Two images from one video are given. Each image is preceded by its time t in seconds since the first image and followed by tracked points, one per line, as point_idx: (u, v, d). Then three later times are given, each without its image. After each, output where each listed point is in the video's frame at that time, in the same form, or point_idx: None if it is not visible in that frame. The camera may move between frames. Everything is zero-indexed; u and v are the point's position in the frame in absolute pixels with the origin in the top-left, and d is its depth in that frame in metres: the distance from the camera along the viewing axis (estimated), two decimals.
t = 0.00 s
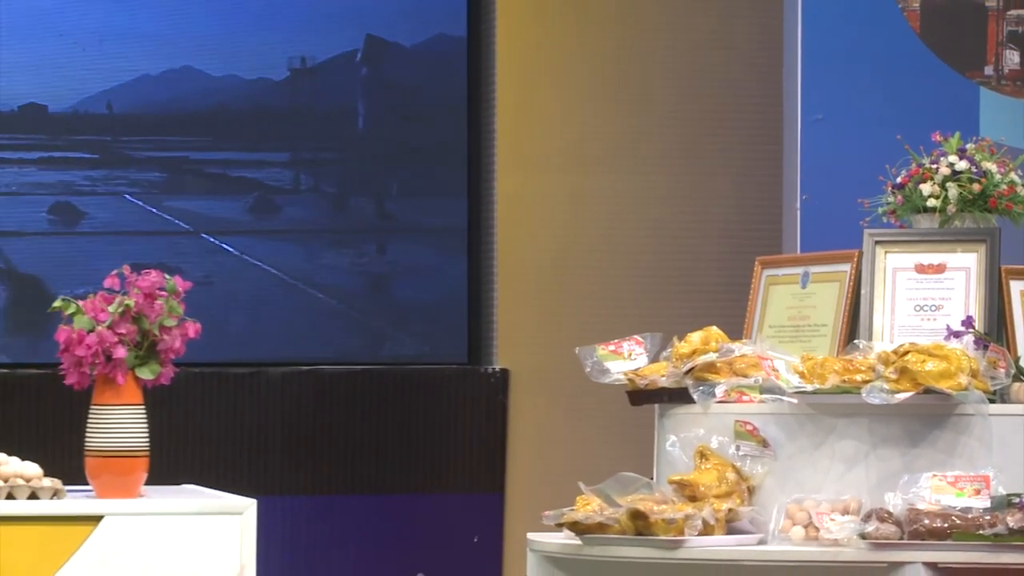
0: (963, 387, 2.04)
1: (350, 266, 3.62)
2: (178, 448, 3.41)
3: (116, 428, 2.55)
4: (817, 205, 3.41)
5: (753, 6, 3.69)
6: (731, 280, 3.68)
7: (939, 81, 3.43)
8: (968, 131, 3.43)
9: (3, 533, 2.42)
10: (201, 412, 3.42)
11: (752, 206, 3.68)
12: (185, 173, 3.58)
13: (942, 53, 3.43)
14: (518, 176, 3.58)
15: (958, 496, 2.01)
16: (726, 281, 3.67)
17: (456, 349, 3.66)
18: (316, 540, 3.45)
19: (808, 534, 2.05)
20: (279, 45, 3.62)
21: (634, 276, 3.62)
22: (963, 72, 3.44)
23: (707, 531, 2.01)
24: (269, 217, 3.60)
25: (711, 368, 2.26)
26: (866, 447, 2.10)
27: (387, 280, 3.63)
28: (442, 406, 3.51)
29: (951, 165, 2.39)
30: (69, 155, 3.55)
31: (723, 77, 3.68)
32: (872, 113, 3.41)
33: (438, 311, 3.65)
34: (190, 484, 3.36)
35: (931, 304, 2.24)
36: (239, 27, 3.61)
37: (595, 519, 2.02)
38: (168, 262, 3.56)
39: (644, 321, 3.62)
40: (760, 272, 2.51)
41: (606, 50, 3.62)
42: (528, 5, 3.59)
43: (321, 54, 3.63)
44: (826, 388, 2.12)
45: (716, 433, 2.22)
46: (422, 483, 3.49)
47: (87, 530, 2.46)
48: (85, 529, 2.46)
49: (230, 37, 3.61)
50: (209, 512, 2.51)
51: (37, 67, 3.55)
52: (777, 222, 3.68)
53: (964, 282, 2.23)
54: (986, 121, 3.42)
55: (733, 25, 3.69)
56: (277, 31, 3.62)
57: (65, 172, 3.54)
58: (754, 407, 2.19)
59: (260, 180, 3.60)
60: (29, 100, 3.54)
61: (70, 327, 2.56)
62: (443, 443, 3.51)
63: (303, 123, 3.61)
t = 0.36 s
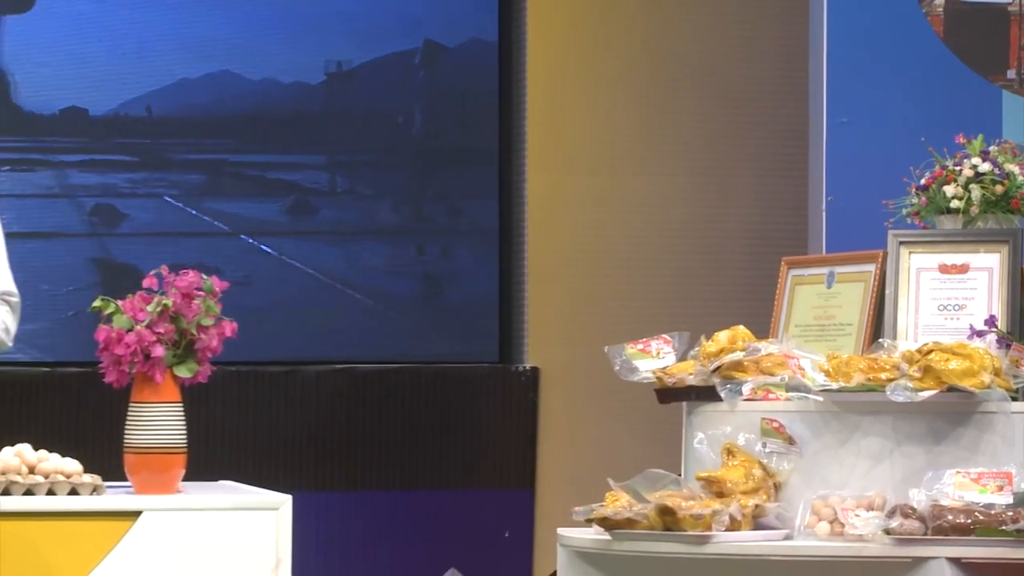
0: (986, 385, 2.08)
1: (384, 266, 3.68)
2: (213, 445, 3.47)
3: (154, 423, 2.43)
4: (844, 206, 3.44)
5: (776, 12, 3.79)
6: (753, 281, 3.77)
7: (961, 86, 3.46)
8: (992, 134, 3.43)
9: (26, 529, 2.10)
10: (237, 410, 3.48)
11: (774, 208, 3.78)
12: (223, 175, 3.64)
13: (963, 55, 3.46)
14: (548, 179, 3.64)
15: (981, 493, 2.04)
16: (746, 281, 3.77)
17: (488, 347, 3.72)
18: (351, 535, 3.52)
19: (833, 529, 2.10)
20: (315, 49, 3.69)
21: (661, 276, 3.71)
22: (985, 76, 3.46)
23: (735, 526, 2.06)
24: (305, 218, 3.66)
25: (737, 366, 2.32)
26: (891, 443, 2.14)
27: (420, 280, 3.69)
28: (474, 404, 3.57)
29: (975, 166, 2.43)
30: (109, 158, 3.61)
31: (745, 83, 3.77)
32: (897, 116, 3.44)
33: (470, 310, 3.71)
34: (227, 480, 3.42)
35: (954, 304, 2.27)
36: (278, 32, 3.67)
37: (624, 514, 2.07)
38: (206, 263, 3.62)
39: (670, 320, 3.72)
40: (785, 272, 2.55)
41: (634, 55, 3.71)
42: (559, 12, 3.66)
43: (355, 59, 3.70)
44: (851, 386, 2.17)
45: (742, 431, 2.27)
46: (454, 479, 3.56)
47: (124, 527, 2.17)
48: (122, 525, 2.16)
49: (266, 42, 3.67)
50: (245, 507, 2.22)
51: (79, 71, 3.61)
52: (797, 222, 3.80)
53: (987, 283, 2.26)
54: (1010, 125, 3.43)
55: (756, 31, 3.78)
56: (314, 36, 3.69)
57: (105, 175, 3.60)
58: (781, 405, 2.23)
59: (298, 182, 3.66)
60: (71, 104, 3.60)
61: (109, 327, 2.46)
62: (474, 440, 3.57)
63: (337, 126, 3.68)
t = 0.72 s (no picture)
0: (1005, 384, 2.14)
1: (415, 266, 3.75)
2: (246, 442, 3.55)
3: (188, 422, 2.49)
4: (864, 208, 3.48)
5: (799, 17, 3.84)
6: (777, 281, 3.82)
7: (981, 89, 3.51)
8: (1010, 136, 3.51)
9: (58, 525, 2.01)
10: (270, 408, 3.55)
11: (797, 209, 3.83)
12: (257, 178, 3.72)
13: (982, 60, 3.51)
14: (576, 181, 3.70)
15: (1000, 489, 2.09)
16: (770, 281, 3.82)
17: (515, 346, 3.79)
18: (380, 530, 3.59)
19: (855, 525, 2.13)
20: (348, 55, 3.76)
21: (687, 277, 3.77)
22: (1004, 79, 3.51)
23: (757, 522, 2.12)
24: (338, 220, 3.73)
25: (761, 365, 2.38)
26: (911, 440, 2.18)
27: (449, 281, 3.76)
28: (502, 402, 3.63)
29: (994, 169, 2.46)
30: (147, 161, 3.69)
31: (768, 87, 3.83)
32: (916, 119, 3.47)
33: (499, 310, 3.78)
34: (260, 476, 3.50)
35: (974, 303, 2.31)
36: (311, 39, 3.75)
37: (649, 510, 2.13)
38: (240, 263, 3.70)
39: (696, 320, 3.77)
40: (808, 273, 2.61)
41: (660, 58, 3.77)
42: (588, 14, 3.72)
43: (387, 64, 3.77)
44: (872, 385, 2.22)
45: (765, 428, 2.32)
46: (482, 476, 3.62)
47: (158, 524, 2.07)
48: (159, 521, 2.06)
49: (299, 48, 3.75)
50: (275, 504, 2.11)
51: (118, 77, 3.70)
52: (820, 223, 3.84)
53: (1006, 283, 2.30)
54: None
55: (780, 35, 3.84)
56: (347, 42, 3.76)
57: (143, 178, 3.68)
58: (802, 403, 2.27)
59: (331, 185, 3.74)
60: (110, 109, 3.69)
61: (146, 326, 2.52)
62: (503, 438, 3.63)
63: (369, 130, 3.76)
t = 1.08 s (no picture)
0: (1017, 382, 2.17)
1: (439, 266, 3.81)
2: (275, 438, 3.62)
3: (219, 418, 2.58)
4: (879, 210, 3.51)
5: (817, 21, 3.90)
6: (794, 281, 3.88)
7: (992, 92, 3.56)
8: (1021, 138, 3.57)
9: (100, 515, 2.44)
10: (297, 406, 3.62)
11: (814, 210, 3.89)
12: (284, 180, 3.79)
13: (994, 64, 3.56)
14: (598, 184, 3.78)
15: (1012, 486, 2.14)
16: (787, 281, 3.88)
17: (537, 345, 3.85)
18: (404, 525, 3.65)
19: (869, 520, 2.19)
20: (374, 60, 3.83)
21: (705, 277, 3.84)
22: (1014, 83, 3.57)
23: (774, 517, 2.18)
24: (363, 221, 3.80)
25: (777, 364, 2.42)
26: (925, 438, 2.23)
27: (472, 281, 3.82)
28: (524, 400, 3.70)
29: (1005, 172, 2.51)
30: (177, 164, 3.76)
31: (785, 90, 3.88)
32: (928, 122, 3.50)
33: (521, 309, 3.84)
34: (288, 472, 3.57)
35: (986, 303, 2.35)
36: (338, 44, 3.82)
37: (667, 506, 2.18)
38: (267, 264, 3.76)
39: (713, 319, 3.84)
40: (823, 274, 2.65)
41: (679, 63, 3.84)
42: (607, 24, 3.80)
43: (411, 69, 3.84)
44: (886, 383, 2.27)
45: (782, 426, 2.37)
46: (505, 472, 3.68)
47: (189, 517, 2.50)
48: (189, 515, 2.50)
49: (325, 52, 3.82)
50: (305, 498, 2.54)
51: (149, 81, 3.77)
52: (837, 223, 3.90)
53: (1018, 283, 2.33)
54: None
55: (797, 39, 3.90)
56: (373, 47, 3.83)
57: (174, 180, 3.76)
58: (818, 400, 2.32)
59: (356, 186, 3.80)
60: (140, 113, 3.77)
61: (175, 326, 2.61)
62: (525, 434, 3.70)
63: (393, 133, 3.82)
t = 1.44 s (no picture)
0: None
1: (469, 266, 3.88)
2: (308, 436, 3.69)
3: (251, 415, 2.64)
4: (899, 213, 3.53)
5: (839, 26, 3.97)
6: (816, 283, 3.96)
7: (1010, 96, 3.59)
8: None
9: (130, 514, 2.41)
10: (328, 405, 3.69)
11: (835, 213, 3.96)
12: (316, 183, 3.86)
13: (1012, 68, 3.59)
14: (625, 188, 3.85)
15: None
16: (809, 283, 3.95)
17: (565, 345, 3.92)
18: (432, 521, 3.72)
19: (890, 517, 2.23)
20: (404, 65, 3.90)
21: (730, 278, 3.90)
22: None
23: (796, 514, 2.22)
24: (395, 223, 3.86)
25: (799, 363, 2.48)
26: (944, 436, 2.27)
27: (501, 282, 3.89)
28: (551, 399, 3.76)
29: None
30: (211, 167, 3.83)
31: (807, 96, 3.95)
32: (947, 128, 3.55)
33: (549, 309, 3.91)
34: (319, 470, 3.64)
35: (1004, 304, 2.36)
36: (369, 50, 3.89)
37: (692, 503, 2.25)
38: (299, 265, 3.83)
39: (736, 319, 3.90)
40: (845, 275, 2.70)
41: (704, 68, 3.91)
42: (631, 29, 3.87)
43: (440, 74, 3.90)
44: (906, 382, 2.32)
45: (803, 424, 2.43)
46: (532, 469, 3.75)
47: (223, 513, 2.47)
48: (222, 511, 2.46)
49: (356, 58, 3.89)
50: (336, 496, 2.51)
51: (183, 86, 3.84)
52: (859, 226, 3.96)
53: None
54: None
55: (819, 45, 3.97)
56: (403, 53, 3.90)
57: (208, 183, 3.83)
58: (838, 399, 2.37)
59: (388, 189, 3.87)
60: (176, 118, 3.84)
61: (210, 326, 2.67)
62: (552, 432, 3.76)
63: (423, 138, 3.89)
